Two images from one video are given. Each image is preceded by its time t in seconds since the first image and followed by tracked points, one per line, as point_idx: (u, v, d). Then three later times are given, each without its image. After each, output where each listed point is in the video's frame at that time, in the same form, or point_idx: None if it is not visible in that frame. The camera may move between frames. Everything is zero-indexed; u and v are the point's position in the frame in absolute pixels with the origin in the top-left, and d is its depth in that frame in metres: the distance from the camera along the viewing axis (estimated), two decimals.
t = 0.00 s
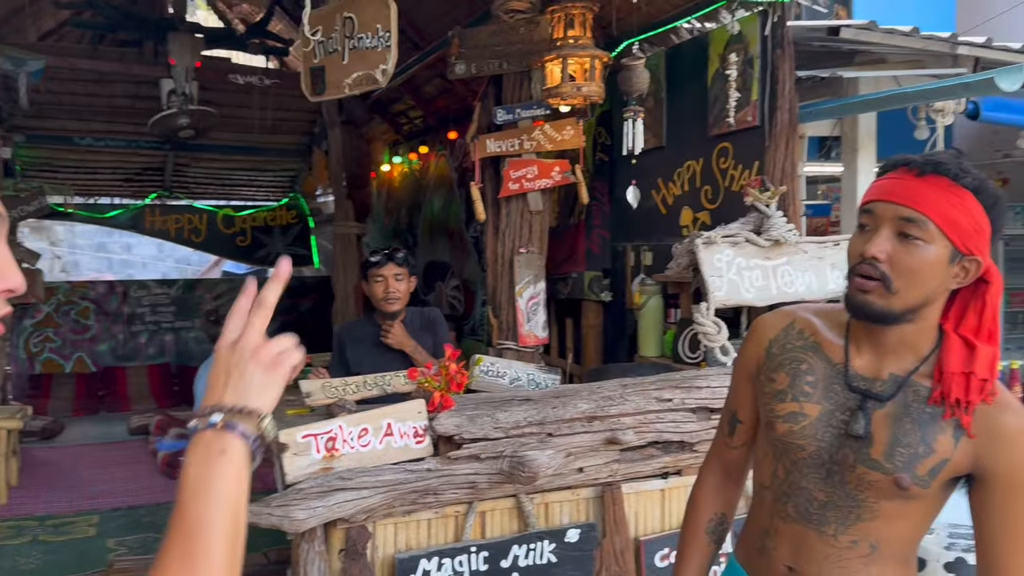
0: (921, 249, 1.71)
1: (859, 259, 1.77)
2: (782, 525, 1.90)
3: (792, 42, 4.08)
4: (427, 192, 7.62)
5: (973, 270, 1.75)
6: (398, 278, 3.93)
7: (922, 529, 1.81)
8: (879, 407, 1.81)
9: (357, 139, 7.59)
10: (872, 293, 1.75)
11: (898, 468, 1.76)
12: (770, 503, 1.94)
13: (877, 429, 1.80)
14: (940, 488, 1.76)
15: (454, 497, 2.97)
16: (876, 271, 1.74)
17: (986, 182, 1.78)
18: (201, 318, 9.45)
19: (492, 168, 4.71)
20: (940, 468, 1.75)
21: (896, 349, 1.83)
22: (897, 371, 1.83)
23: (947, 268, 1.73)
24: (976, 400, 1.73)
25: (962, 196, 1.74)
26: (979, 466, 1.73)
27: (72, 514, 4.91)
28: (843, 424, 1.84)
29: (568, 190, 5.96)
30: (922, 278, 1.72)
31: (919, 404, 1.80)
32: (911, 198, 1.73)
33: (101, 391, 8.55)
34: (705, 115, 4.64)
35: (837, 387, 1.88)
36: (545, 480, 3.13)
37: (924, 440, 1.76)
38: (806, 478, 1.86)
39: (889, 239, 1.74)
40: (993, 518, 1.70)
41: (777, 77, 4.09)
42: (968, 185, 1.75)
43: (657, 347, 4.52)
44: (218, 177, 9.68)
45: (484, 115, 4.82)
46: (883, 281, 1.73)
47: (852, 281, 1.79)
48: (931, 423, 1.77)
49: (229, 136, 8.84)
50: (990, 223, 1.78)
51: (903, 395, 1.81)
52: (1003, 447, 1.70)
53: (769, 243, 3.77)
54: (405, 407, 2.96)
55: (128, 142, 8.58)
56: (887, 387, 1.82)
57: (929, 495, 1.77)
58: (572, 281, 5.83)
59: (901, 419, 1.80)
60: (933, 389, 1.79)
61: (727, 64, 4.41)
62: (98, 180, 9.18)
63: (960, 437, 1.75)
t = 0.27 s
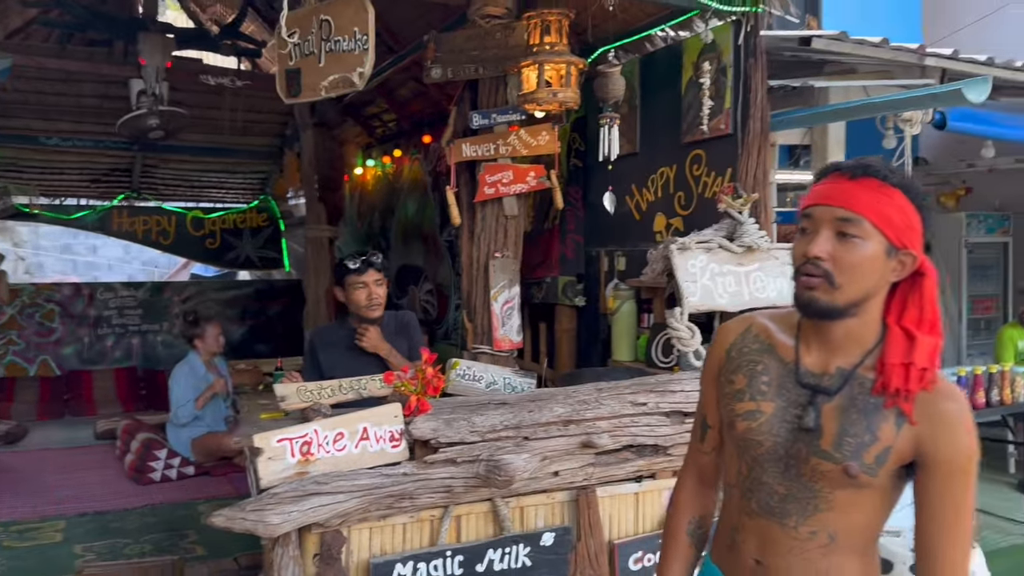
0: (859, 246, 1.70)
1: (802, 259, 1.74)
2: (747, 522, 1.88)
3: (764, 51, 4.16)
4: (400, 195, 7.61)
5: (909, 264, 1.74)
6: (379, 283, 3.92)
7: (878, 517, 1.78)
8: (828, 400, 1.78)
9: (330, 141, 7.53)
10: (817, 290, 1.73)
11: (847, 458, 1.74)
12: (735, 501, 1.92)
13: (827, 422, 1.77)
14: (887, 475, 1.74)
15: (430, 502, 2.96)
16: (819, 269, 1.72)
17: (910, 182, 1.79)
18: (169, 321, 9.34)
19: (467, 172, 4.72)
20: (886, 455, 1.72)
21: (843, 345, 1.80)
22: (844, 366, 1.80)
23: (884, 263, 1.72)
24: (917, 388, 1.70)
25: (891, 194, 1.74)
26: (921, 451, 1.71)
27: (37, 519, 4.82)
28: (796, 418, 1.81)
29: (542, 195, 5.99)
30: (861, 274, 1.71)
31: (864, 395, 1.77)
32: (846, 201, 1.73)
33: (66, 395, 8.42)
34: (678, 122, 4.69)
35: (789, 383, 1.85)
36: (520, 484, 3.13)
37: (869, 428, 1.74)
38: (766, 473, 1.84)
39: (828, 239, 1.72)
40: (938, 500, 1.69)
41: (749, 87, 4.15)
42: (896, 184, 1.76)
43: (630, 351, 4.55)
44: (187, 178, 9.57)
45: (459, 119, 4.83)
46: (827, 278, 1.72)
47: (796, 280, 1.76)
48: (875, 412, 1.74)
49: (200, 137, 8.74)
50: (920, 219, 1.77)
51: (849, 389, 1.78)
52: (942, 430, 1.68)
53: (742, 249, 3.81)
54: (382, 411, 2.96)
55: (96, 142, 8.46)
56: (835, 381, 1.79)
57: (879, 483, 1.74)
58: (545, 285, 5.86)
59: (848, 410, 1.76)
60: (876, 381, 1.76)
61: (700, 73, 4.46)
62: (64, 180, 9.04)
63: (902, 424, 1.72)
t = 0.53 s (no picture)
0: (766, 253, 1.77)
1: (716, 268, 1.81)
2: (694, 521, 1.92)
3: (737, 63, 4.21)
4: (374, 201, 7.61)
5: (812, 265, 1.82)
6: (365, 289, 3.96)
7: (809, 506, 1.81)
8: (751, 396, 1.84)
9: (304, 145, 7.49)
10: (733, 293, 1.80)
11: (769, 446, 1.79)
12: (682, 503, 1.96)
13: (751, 415, 1.83)
14: (808, 460, 1.78)
15: (406, 509, 2.96)
16: (733, 275, 1.79)
17: (806, 191, 1.88)
18: (139, 325, 9.24)
19: (444, 180, 4.75)
20: (803, 440, 1.77)
21: (760, 343, 1.87)
22: (763, 363, 1.86)
23: (790, 264, 1.79)
24: (827, 376, 1.76)
25: (790, 203, 1.82)
26: (834, 434, 1.75)
27: (4, 527, 4.74)
28: (726, 415, 1.87)
29: (518, 202, 6.02)
30: (771, 279, 1.78)
31: (781, 386, 1.82)
32: (750, 211, 1.81)
33: (33, 400, 8.29)
34: (653, 133, 4.75)
35: (716, 385, 1.91)
36: (496, 491, 3.15)
37: (787, 417, 1.79)
38: (705, 470, 1.89)
39: (737, 247, 1.79)
40: (854, 478, 1.73)
41: (722, 98, 4.21)
42: (792, 194, 1.84)
43: (604, 358, 4.59)
44: (159, 181, 9.48)
45: (436, 126, 4.86)
46: (741, 282, 1.78)
47: (714, 288, 1.83)
48: (790, 402, 1.80)
49: (172, 139, 8.66)
50: (817, 223, 1.86)
51: (767, 382, 1.84)
52: (850, 412, 1.74)
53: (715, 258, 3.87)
54: (359, 418, 2.97)
55: (66, 144, 8.35)
56: (756, 376, 1.86)
57: (801, 468, 1.78)
58: (521, 292, 5.89)
59: (769, 402, 1.82)
60: (789, 373, 1.82)
61: (675, 84, 4.52)
62: (32, 181, 8.91)
63: (815, 410, 1.77)
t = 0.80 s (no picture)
0: (689, 260, 1.90)
1: (647, 277, 1.93)
2: (652, 513, 2.00)
3: (721, 69, 4.23)
4: (356, 203, 7.59)
5: (729, 266, 1.95)
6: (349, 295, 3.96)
7: (751, 488, 1.87)
8: (684, 389, 1.95)
9: (285, 147, 7.46)
10: (664, 298, 1.92)
11: (700, 432, 1.88)
12: (642, 499, 2.05)
13: (684, 405, 1.93)
14: (737, 442, 1.84)
15: (391, 512, 2.95)
16: (663, 282, 1.91)
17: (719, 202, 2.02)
18: (116, 327, 9.15)
19: (428, 182, 4.75)
20: (728, 422, 1.84)
21: (688, 341, 1.98)
22: (692, 358, 1.97)
23: (711, 268, 1.92)
24: (744, 362, 1.85)
25: (704, 212, 1.95)
26: (755, 414, 1.82)
27: None
28: (664, 410, 1.98)
29: (503, 205, 6.03)
30: (696, 283, 1.90)
31: (707, 376, 1.91)
32: (669, 221, 1.93)
33: (8, 403, 8.18)
34: (637, 138, 4.77)
35: (656, 384, 2.02)
36: (481, 494, 3.15)
37: (711, 403, 1.87)
38: (654, 464, 1.98)
39: (661, 255, 1.91)
40: (778, 456, 1.78)
41: (705, 104, 4.24)
42: (706, 204, 1.98)
43: (588, 361, 4.61)
44: (137, 181, 9.39)
45: (420, 128, 4.85)
46: (670, 287, 1.91)
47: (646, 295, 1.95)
48: (713, 388, 1.88)
49: (152, 139, 8.59)
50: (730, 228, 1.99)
51: (695, 375, 1.94)
52: (766, 390, 1.80)
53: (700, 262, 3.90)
54: (344, 421, 2.96)
55: (44, 143, 8.25)
56: (686, 370, 1.97)
57: (732, 451, 1.85)
58: (505, 295, 5.89)
59: (699, 391, 1.91)
60: (712, 362, 1.92)
61: (659, 89, 4.54)
62: (8, 181, 8.79)
63: (736, 394, 1.85)
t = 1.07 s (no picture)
0: (648, 257, 1.95)
1: (608, 274, 1.98)
2: (632, 500, 2.03)
3: (709, 68, 4.27)
4: (343, 200, 7.58)
5: (684, 260, 2.00)
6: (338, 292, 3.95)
7: (724, 464, 1.90)
8: (649, 375, 2.00)
9: (272, 143, 7.43)
10: (626, 292, 1.97)
11: (667, 413, 1.92)
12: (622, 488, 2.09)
13: (649, 390, 1.98)
14: (704, 418, 1.89)
15: (381, 508, 2.96)
16: (625, 278, 1.96)
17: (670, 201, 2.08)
18: (101, 324, 9.09)
19: (416, 179, 4.75)
20: (693, 399, 1.89)
21: (650, 332, 2.03)
22: (655, 346, 2.02)
23: (667, 262, 1.97)
24: (702, 343, 1.91)
25: (656, 211, 2.00)
26: (719, 390, 1.86)
27: None
28: (633, 398, 2.03)
29: (491, 202, 6.03)
30: (654, 278, 1.96)
31: (669, 359, 1.96)
32: (627, 221, 1.98)
33: None
34: (626, 136, 4.79)
35: (624, 376, 2.08)
36: (470, 489, 3.15)
37: (673, 383, 1.92)
38: (629, 452, 2.02)
39: (622, 253, 1.96)
40: (743, 427, 1.82)
41: (694, 103, 4.26)
42: (658, 203, 2.03)
43: (576, 358, 4.64)
44: (123, 177, 9.32)
45: (409, 125, 4.84)
46: (632, 282, 1.95)
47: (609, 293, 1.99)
48: (675, 369, 1.93)
49: (137, 135, 8.53)
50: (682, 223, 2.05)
51: (658, 361, 1.99)
52: (724, 365, 1.86)
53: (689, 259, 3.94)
54: (334, 416, 2.95)
55: (28, 139, 8.18)
56: (650, 358, 2.02)
57: (700, 428, 1.89)
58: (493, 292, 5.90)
59: (663, 375, 1.96)
60: (672, 345, 1.97)
61: (647, 87, 4.56)
62: None
63: (697, 372, 1.90)
